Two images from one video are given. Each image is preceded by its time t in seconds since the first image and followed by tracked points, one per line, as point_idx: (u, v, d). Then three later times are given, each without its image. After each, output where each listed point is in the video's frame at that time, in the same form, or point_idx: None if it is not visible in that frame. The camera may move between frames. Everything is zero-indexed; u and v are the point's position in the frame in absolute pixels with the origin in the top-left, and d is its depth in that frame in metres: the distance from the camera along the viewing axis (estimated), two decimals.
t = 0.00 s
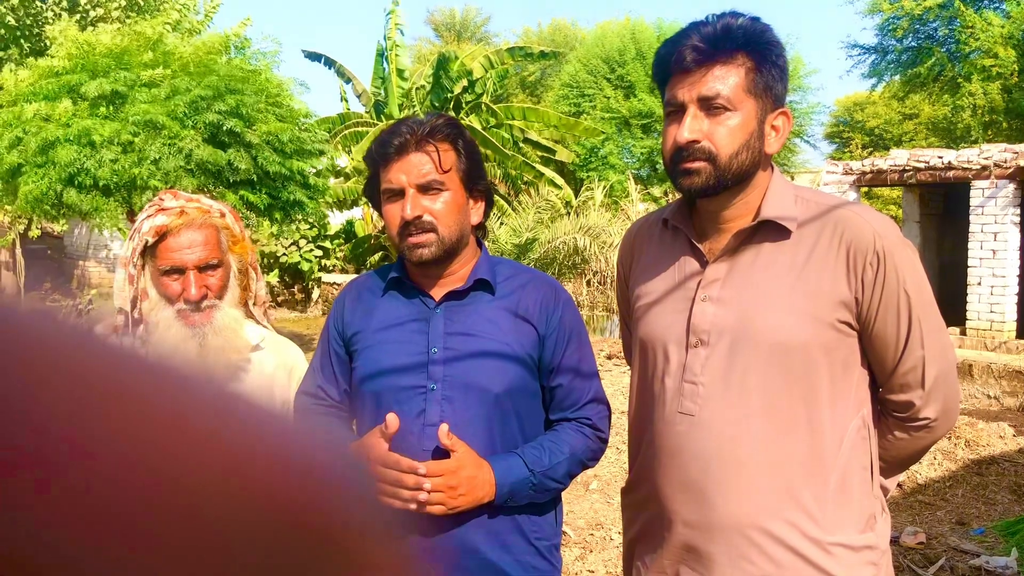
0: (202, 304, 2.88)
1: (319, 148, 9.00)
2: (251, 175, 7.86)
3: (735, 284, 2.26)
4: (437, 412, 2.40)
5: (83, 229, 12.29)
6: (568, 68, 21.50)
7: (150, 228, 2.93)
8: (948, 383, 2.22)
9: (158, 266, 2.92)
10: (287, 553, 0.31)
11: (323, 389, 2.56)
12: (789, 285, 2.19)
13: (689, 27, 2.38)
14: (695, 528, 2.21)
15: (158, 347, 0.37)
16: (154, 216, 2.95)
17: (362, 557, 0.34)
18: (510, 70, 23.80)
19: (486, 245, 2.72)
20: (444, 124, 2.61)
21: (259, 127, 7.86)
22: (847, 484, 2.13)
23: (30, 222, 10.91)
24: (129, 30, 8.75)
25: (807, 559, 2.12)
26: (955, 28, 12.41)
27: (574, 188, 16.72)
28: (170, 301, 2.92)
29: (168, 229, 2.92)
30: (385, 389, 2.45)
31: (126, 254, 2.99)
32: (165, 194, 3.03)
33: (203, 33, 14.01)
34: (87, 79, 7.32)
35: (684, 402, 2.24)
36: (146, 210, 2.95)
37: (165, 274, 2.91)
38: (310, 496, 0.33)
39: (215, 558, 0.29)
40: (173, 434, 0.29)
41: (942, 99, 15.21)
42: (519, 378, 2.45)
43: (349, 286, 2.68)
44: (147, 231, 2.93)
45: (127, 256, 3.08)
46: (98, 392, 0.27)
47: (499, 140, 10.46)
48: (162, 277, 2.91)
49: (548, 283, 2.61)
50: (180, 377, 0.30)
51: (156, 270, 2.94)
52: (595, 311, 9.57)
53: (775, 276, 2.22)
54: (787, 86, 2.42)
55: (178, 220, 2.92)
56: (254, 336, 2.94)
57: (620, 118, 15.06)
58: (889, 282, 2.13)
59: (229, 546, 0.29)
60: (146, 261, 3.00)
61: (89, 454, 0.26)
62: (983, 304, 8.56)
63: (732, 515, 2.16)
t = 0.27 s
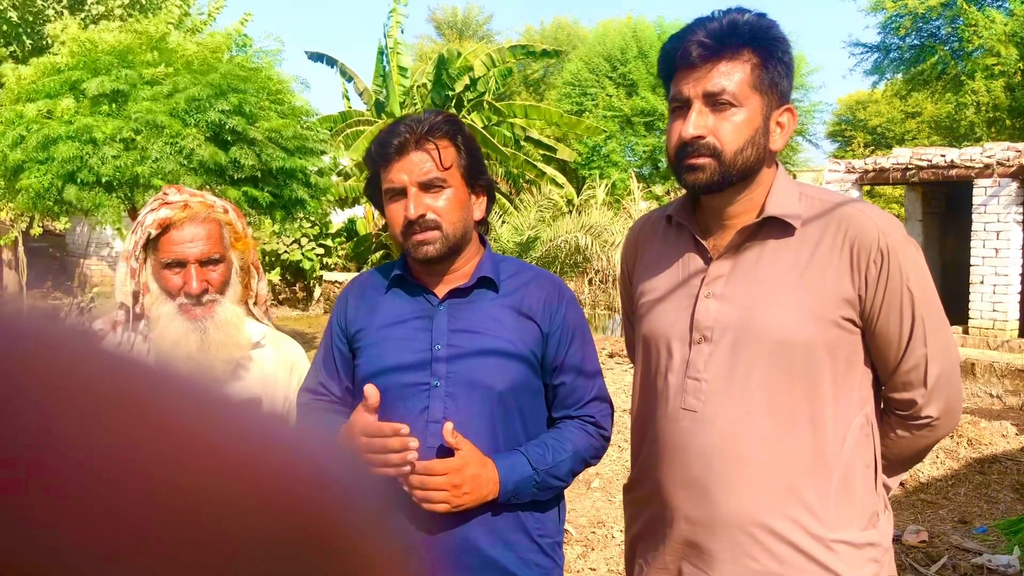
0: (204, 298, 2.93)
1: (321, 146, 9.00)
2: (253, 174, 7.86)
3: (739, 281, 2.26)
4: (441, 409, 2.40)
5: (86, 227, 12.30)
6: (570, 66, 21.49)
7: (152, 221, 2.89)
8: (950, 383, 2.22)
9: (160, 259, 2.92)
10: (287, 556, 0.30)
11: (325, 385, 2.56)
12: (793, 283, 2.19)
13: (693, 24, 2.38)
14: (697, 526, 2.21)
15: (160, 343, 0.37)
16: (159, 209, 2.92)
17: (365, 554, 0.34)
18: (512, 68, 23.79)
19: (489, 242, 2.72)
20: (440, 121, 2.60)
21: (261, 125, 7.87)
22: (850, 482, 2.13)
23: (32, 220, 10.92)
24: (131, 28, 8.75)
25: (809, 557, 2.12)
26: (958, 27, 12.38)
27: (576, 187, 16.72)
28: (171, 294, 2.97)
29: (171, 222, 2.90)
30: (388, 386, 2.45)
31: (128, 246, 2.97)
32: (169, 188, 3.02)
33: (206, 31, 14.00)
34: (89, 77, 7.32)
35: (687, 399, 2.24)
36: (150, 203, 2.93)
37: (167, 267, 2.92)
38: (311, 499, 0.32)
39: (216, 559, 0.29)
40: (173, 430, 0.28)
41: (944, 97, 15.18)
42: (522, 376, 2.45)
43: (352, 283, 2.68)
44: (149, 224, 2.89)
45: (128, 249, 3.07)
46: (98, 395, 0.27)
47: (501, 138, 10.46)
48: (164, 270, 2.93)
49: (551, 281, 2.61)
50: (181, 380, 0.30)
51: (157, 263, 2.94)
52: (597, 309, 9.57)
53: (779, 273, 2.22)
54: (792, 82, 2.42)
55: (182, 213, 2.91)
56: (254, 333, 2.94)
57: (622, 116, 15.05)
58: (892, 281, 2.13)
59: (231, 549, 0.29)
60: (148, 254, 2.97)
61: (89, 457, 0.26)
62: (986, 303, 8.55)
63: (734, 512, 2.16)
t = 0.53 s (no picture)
0: (210, 297, 2.93)
1: (322, 145, 9.01)
2: (253, 173, 7.87)
3: (742, 281, 2.26)
4: (442, 409, 2.40)
5: (86, 225, 12.30)
6: (571, 66, 21.50)
7: (158, 221, 2.89)
8: (951, 385, 2.22)
9: (165, 258, 2.90)
10: (283, 555, 0.30)
11: (327, 385, 2.56)
12: (794, 284, 2.19)
13: (697, 25, 2.37)
14: (698, 525, 2.21)
15: (165, 344, 0.36)
16: (164, 208, 2.91)
17: (368, 558, 0.34)
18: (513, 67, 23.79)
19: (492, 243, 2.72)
20: (443, 122, 2.61)
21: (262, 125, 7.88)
22: (851, 482, 2.13)
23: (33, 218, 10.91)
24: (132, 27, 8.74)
25: (809, 557, 2.11)
26: (958, 26, 12.37)
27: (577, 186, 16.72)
28: (176, 293, 2.96)
29: (177, 221, 2.89)
30: (390, 386, 2.45)
31: (133, 246, 2.96)
32: (174, 188, 3.01)
33: (206, 30, 13.99)
34: (89, 76, 7.31)
35: (688, 398, 2.24)
36: (155, 203, 2.92)
37: (173, 267, 2.91)
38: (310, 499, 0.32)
39: (213, 560, 0.29)
40: (177, 434, 0.29)
41: (945, 97, 15.17)
42: (524, 376, 2.45)
43: (354, 284, 2.69)
44: (155, 223, 2.88)
45: (133, 249, 3.05)
46: (97, 392, 0.27)
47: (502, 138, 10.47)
48: (169, 269, 2.92)
49: (553, 281, 2.61)
50: (179, 380, 0.30)
51: (162, 262, 2.93)
52: (597, 309, 9.58)
53: (781, 274, 2.22)
54: (796, 83, 2.42)
55: (187, 212, 2.90)
56: (258, 334, 2.94)
57: (623, 116, 15.05)
58: (893, 281, 2.13)
59: (228, 551, 0.29)
60: (153, 253, 2.96)
61: (89, 456, 0.26)
62: (986, 303, 8.55)
63: (736, 512, 2.16)
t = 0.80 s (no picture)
0: (211, 295, 2.93)
1: (322, 144, 9.01)
2: (253, 172, 7.87)
3: (743, 281, 2.26)
4: (444, 408, 2.40)
5: (85, 224, 12.29)
6: (571, 65, 21.49)
7: (159, 219, 2.89)
8: (951, 385, 2.22)
9: (167, 257, 2.89)
10: (283, 556, 0.30)
11: (329, 385, 2.56)
12: (795, 283, 2.19)
13: (701, 25, 2.37)
14: (699, 524, 2.21)
15: (170, 347, 0.36)
16: (165, 207, 2.92)
17: (374, 558, 0.34)
18: (513, 66, 23.78)
19: (493, 242, 2.72)
20: (447, 122, 2.61)
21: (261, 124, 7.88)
22: (851, 482, 2.13)
23: (32, 217, 10.89)
24: (131, 26, 8.72)
25: (810, 556, 2.11)
26: (959, 26, 12.36)
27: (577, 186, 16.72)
28: (177, 292, 2.94)
29: (178, 219, 2.89)
30: (392, 385, 2.45)
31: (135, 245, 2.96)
32: (175, 186, 3.01)
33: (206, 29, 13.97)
34: (88, 75, 7.30)
35: (689, 398, 2.24)
36: (156, 202, 2.93)
37: (174, 265, 2.90)
38: (312, 500, 0.32)
39: (213, 562, 0.29)
40: (178, 436, 0.29)
41: (945, 97, 15.16)
42: (525, 376, 2.45)
43: (356, 283, 2.68)
44: (157, 222, 2.89)
45: (134, 250, 3.06)
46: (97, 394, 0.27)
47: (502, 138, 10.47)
48: (171, 268, 2.90)
49: (554, 281, 2.61)
50: (178, 381, 0.30)
51: (164, 261, 2.92)
52: (597, 308, 9.58)
53: (782, 273, 2.22)
54: (798, 84, 2.42)
55: (188, 210, 2.90)
56: (259, 332, 2.94)
57: (623, 115, 15.05)
58: (895, 281, 2.13)
59: (228, 550, 0.29)
60: (154, 252, 2.97)
61: (93, 462, 0.26)
62: (986, 303, 8.55)
63: (737, 511, 2.16)
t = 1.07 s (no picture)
0: (214, 293, 2.93)
1: (321, 143, 9.01)
2: (252, 171, 7.87)
3: (744, 279, 2.26)
4: (444, 407, 2.40)
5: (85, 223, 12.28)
6: (571, 63, 21.49)
7: (165, 216, 2.87)
8: (950, 383, 2.22)
9: (171, 254, 2.90)
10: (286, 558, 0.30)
11: (330, 384, 2.56)
12: (795, 281, 2.19)
13: (705, 22, 2.37)
14: (699, 522, 2.21)
15: (170, 346, 0.36)
16: (171, 204, 2.90)
17: (376, 555, 0.34)
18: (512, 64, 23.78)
19: (493, 241, 2.72)
20: (451, 120, 2.61)
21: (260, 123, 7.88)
22: (851, 480, 2.13)
23: (31, 216, 10.89)
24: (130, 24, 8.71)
25: (810, 554, 2.12)
26: (958, 25, 12.36)
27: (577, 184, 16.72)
28: (180, 289, 2.95)
29: (185, 217, 2.88)
30: (392, 384, 2.45)
31: (138, 241, 2.94)
32: (182, 183, 3.00)
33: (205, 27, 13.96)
34: (88, 73, 7.28)
35: (690, 395, 2.25)
36: (163, 198, 2.91)
37: (178, 262, 2.91)
38: (313, 500, 0.33)
39: (215, 561, 0.29)
40: (176, 438, 0.29)
41: (945, 96, 15.16)
42: (525, 374, 2.45)
43: (356, 281, 2.68)
44: (162, 219, 2.87)
45: (137, 245, 3.04)
46: (99, 394, 0.27)
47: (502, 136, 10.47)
48: (174, 265, 2.91)
49: (554, 279, 2.61)
50: (181, 382, 0.30)
51: (167, 258, 2.92)
52: (597, 307, 9.59)
53: (783, 271, 2.22)
54: (800, 84, 2.42)
55: (195, 208, 2.89)
56: (260, 330, 2.95)
57: (623, 114, 15.05)
58: (895, 279, 2.13)
59: (227, 548, 0.29)
60: (158, 249, 2.95)
61: (93, 464, 0.26)
62: (986, 302, 8.56)
63: (737, 509, 2.16)
